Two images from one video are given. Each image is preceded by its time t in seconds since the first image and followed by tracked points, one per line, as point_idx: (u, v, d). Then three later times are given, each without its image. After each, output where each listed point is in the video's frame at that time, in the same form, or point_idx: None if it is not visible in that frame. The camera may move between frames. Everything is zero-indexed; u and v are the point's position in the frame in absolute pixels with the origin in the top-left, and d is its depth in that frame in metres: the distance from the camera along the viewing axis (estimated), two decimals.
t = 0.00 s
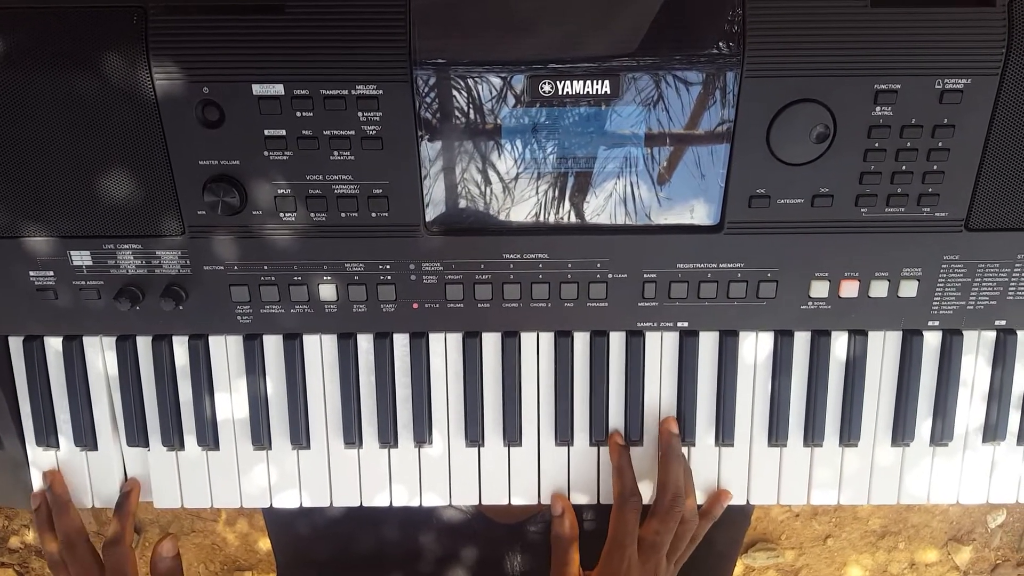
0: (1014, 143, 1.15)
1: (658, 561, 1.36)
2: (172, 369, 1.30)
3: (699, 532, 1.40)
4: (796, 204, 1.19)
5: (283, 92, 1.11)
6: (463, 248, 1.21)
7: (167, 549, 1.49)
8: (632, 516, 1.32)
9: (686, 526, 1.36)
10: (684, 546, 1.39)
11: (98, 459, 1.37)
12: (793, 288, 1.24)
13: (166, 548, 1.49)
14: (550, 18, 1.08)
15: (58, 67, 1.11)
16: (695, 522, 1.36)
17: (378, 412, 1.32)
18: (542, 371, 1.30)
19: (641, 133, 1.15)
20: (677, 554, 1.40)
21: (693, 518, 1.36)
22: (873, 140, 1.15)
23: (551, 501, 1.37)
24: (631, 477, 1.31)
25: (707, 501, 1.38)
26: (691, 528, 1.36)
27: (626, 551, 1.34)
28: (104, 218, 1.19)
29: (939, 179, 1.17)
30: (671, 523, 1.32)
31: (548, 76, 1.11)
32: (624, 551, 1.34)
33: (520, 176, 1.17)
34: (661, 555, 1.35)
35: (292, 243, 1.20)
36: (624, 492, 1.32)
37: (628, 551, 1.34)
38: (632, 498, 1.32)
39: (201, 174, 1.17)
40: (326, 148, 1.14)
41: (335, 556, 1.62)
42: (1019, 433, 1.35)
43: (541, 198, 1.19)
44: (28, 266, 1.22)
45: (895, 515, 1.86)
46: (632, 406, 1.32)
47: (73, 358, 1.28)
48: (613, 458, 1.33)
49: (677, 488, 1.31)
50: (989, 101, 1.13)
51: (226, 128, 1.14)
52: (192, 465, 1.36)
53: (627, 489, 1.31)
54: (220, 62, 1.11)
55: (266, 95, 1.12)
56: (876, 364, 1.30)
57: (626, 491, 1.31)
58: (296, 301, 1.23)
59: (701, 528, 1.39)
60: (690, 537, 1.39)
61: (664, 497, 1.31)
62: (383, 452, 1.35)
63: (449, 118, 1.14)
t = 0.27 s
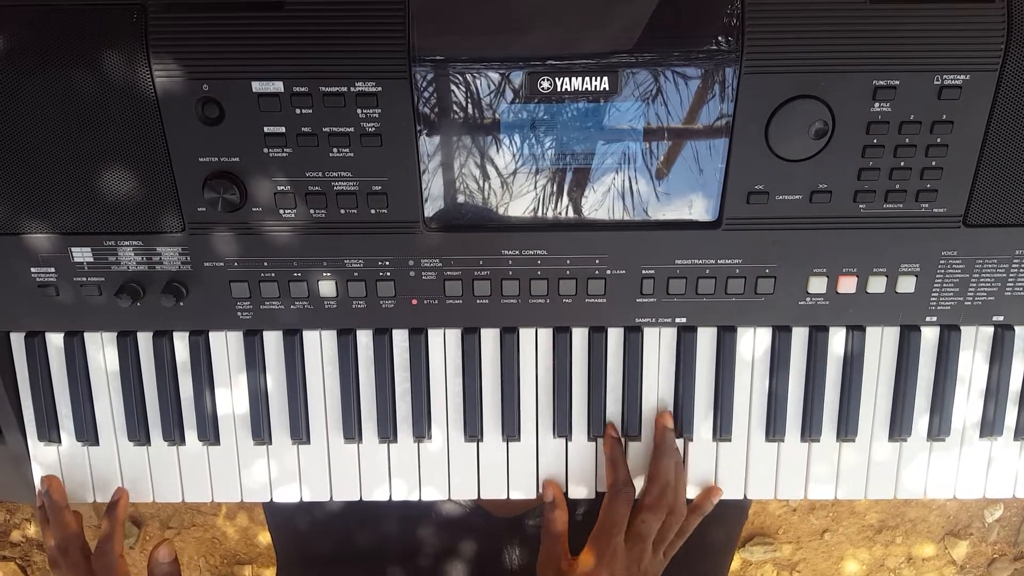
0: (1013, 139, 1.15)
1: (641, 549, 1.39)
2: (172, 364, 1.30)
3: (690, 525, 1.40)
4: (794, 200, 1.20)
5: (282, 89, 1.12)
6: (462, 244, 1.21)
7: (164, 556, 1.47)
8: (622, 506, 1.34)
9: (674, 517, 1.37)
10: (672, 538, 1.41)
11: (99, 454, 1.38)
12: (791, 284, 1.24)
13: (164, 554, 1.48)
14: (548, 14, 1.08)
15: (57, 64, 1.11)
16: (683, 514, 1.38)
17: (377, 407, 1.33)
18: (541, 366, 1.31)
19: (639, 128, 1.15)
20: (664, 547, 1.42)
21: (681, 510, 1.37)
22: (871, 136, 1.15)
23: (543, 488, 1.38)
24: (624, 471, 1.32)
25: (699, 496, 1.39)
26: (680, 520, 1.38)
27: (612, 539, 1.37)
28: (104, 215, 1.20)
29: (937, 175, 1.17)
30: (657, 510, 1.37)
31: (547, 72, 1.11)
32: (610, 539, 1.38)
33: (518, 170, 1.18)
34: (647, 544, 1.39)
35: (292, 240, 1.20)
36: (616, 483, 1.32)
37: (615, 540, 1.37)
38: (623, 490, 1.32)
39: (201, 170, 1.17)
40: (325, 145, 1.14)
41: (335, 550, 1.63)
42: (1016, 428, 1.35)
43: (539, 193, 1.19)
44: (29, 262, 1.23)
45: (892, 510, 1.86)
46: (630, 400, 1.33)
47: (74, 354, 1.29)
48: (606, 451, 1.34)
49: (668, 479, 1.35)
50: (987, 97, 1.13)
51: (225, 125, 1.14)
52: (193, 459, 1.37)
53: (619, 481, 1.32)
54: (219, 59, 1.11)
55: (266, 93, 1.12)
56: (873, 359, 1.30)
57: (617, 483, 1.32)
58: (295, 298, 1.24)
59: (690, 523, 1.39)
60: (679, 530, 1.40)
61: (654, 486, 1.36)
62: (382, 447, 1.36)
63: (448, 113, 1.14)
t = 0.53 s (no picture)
0: (1010, 138, 1.16)
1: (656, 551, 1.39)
2: (171, 361, 1.30)
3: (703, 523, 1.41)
4: (792, 199, 1.20)
5: (281, 86, 1.12)
6: (460, 242, 1.21)
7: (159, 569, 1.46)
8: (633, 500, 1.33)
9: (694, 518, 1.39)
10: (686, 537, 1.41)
11: (98, 450, 1.38)
12: (788, 282, 1.25)
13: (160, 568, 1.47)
14: (547, 12, 1.08)
15: (56, 61, 1.11)
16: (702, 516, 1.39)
17: (376, 404, 1.33)
18: (539, 363, 1.31)
19: (637, 125, 1.15)
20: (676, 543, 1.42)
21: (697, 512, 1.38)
22: (869, 135, 1.15)
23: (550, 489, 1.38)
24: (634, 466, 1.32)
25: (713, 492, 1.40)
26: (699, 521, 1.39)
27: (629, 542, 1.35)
28: (103, 212, 1.20)
29: (934, 174, 1.17)
30: (675, 513, 1.36)
31: (546, 71, 1.11)
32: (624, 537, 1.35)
33: (517, 167, 1.18)
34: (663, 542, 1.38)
35: (290, 237, 1.20)
36: (628, 480, 1.32)
37: (629, 537, 1.35)
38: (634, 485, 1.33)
39: (199, 168, 1.17)
40: (324, 143, 1.14)
41: (334, 547, 1.64)
42: (1013, 425, 1.36)
43: (537, 189, 1.19)
44: (27, 259, 1.23)
45: (889, 506, 1.87)
46: (628, 397, 1.33)
47: (72, 351, 1.29)
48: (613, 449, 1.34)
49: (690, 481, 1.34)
50: (985, 96, 1.13)
51: (224, 122, 1.14)
52: (192, 456, 1.37)
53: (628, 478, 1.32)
54: (217, 56, 1.11)
55: (264, 90, 1.12)
56: (870, 357, 1.31)
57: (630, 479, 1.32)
58: (294, 295, 1.24)
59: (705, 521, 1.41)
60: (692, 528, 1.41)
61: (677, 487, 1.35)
62: (381, 444, 1.36)
63: (446, 110, 1.14)
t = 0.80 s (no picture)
0: (1009, 141, 1.16)
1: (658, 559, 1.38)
2: (170, 362, 1.30)
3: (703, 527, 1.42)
4: (791, 201, 1.20)
5: (281, 88, 1.11)
6: (460, 243, 1.21)
7: (169, 558, 1.43)
8: (627, 508, 1.33)
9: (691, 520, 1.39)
10: (686, 543, 1.42)
11: (97, 451, 1.38)
12: (787, 284, 1.25)
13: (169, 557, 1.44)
14: (547, 14, 1.08)
15: (55, 62, 1.11)
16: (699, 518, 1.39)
17: (375, 405, 1.33)
18: (539, 365, 1.31)
19: (636, 123, 1.15)
20: (677, 550, 1.41)
21: (694, 514, 1.38)
22: (868, 138, 1.15)
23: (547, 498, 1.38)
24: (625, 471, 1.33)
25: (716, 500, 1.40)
26: (696, 523, 1.39)
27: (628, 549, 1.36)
28: (102, 213, 1.19)
29: (934, 177, 1.18)
30: (672, 518, 1.36)
31: (546, 73, 1.11)
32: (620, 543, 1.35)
33: (516, 165, 1.18)
34: (661, 548, 1.38)
35: (290, 238, 1.20)
36: (618, 486, 1.33)
37: (624, 544, 1.35)
38: (626, 491, 1.33)
39: (199, 168, 1.17)
40: (324, 144, 1.14)
41: (333, 547, 1.64)
42: (1011, 427, 1.36)
43: (537, 188, 1.19)
44: (26, 259, 1.23)
45: (887, 505, 1.88)
46: (627, 397, 1.34)
47: (71, 351, 1.29)
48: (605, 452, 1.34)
49: (686, 485, 1.34)
50: (984, 100, 1.13)
51: (224, 123, 1.14)
52: (191, 456, 1.37)
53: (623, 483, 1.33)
54: (217, 57, 1.10)
55: (264, 91, 1.12)
56: (869, 358, 1.31)
57: (621, 485, 1.33)
58: (293, 296, 1.24)
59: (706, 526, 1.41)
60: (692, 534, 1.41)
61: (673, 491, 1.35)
62: (380, 445, 1.36)
63: (446, 108, 1.14)
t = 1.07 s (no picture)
0: (1006, 143, 1.16)
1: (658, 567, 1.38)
2: (168, 361, 1.30)
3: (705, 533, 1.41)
4: (789, 202, 1.20)
5: (280, 88, 1.11)
6: (458, 243, 1.21)
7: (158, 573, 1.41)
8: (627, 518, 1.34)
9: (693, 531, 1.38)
10: (687, 552, 1.41)
11: (95, 450, 1.38)
12: (784, 285, 1.25)
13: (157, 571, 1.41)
14: (546, 15, 1.08)
15: (54, 61, 1.11)
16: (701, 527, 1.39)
17: (374, 405, 1.33)
18: (537, 365, 1.32)
19: (635, 123, 1.15)
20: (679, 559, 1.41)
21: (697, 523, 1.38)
22: (866, 140, 1.16)
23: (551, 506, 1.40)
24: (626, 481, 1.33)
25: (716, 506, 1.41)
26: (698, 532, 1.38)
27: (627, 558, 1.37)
28: (101, 212, 1.19)
29: (930, 178, 1.18)
30: (673, 529, 1.35)
31: (545, 74, 1.11)
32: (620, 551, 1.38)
33: (514, 164, 1.18)
34: (663, 559, 1.37)
35: (288, 238, 1.20)
36: (619, 495, 1.33)
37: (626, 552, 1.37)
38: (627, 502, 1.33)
39: (198, 168, 1.17)
40: (323, 144, 1.14)
41: (331, 545, 1.64)
42: (1006, 428, 1.37)
43: (535, 187, 1.20)
44: (24, 258, 1.22)
45: (883, 504, 1.88)
46: (624, 397, 1.34)
47: (69, 351, 1.29)
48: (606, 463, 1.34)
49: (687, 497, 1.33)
50: (981, 102, 1.14)
51: (223, 123, 1.13)
52: (189, 456, 1.37)
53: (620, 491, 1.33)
54: (216, 57, 1.10)
55: (263, 91, 1.12)
56: (866, 359, 1.32)
57: (621, 495, 1.33)
58: (292, 295, 1.24)
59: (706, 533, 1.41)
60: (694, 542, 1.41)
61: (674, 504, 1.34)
62: (378, 444, 1.37)
63: (444, 107, 1.14)
